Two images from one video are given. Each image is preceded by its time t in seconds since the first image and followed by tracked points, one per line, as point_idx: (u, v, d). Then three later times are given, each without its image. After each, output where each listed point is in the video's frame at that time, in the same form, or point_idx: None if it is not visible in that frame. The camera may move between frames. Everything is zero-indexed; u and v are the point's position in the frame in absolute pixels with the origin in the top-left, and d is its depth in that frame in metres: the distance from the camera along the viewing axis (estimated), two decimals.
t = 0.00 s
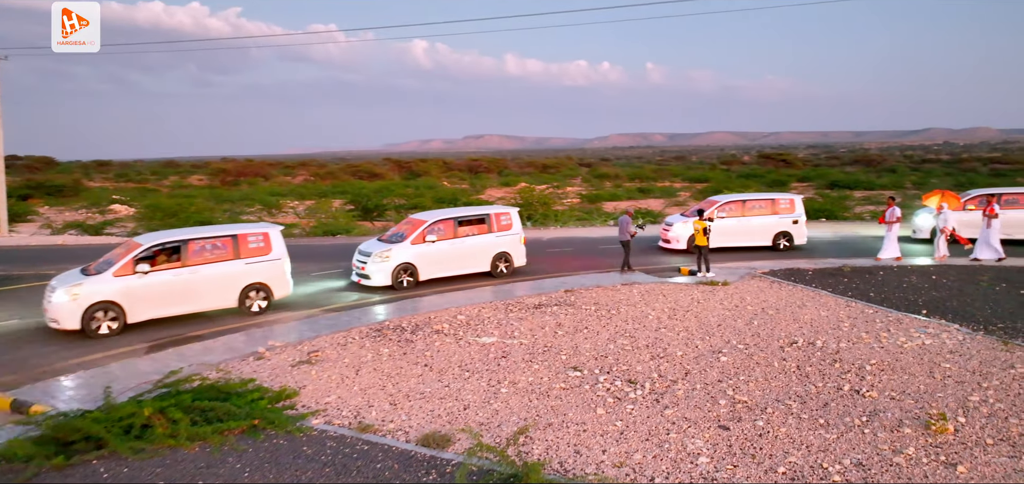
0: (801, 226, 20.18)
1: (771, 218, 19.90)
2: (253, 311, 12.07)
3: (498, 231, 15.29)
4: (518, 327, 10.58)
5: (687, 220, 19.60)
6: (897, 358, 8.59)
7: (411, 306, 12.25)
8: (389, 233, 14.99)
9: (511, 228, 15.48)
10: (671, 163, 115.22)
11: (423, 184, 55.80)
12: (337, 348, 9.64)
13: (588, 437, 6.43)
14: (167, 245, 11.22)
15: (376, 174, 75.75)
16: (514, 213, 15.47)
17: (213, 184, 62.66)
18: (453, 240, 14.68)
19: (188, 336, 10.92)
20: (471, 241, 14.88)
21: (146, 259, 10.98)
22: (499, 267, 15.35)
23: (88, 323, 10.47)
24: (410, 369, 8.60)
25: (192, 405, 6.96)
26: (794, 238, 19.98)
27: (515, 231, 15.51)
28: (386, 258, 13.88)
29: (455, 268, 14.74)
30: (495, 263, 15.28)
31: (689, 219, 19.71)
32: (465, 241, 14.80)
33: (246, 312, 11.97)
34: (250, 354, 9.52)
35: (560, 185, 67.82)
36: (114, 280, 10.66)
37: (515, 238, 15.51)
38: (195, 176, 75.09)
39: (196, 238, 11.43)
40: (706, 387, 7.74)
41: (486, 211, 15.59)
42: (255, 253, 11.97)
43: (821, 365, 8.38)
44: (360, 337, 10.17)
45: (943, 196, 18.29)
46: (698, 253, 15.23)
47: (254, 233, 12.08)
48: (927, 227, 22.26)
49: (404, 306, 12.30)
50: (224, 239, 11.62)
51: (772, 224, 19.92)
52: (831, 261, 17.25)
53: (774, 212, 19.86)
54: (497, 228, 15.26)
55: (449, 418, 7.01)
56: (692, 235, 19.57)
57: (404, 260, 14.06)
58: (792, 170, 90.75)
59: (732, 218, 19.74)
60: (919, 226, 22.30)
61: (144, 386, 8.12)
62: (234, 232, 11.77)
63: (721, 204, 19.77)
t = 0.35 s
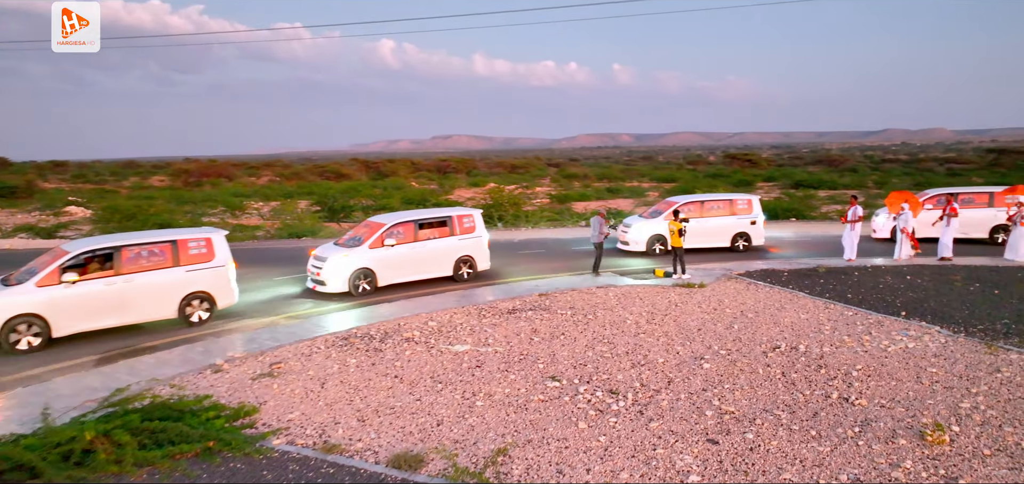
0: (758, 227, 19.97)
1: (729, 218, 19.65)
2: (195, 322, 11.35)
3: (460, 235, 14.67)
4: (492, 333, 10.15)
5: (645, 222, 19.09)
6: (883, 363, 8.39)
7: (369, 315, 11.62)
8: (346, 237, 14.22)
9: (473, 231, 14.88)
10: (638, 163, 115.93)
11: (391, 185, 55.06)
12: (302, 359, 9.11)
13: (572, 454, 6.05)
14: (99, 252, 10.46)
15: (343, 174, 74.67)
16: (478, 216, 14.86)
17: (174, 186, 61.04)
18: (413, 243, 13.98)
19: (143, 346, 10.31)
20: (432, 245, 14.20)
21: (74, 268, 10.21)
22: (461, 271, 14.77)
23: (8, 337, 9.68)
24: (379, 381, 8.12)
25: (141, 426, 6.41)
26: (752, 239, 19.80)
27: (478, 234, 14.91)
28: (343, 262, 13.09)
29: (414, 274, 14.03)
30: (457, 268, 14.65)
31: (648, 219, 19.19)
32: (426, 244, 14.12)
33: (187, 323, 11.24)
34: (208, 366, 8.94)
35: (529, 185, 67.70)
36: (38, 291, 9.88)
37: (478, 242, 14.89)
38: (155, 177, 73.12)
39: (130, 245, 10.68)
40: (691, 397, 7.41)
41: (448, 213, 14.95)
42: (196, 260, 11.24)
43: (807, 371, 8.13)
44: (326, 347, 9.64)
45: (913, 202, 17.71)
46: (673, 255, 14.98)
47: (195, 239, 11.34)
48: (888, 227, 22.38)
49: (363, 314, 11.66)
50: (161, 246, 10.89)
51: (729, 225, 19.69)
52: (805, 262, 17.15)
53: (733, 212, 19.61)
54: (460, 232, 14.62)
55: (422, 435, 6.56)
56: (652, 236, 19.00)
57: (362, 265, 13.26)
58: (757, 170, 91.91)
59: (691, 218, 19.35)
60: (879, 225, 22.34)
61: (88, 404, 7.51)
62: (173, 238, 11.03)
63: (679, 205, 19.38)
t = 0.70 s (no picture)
0: (714, 228, 19.68)
1: (686, 219, 19.30)
2: (124, 335, 10.45)
3: (420, 238, 13.99)
4: (464, 342, 9.67)
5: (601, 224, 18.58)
6: (869, 369, 8.14)
7: (324, 325, 10.92)
8: (299, 242, 13.41)
9: (434, 234, 14.23)
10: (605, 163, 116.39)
11: (357, 185, 54.16)
12: (262, 373, 8.52)
13: (555, 476, 5.62)
14: (13, 261, 9.49)
15: (307, 175, 73.36)
16: (438, 218, 14.19)
17: (131, 187, 59.25)
18: (371, 248, 13.25)
19: (88, 359, 9.59)
20: (390, 249, 13.49)
21: None
22: (422, 276, 14.06)
23: None
24: (344, 397, 7.59)
25: (78, 453, 5.79)
26: (708, 241, 19.55)
27: (438, 237, 14.26)
28: (294, 269, 12.33)
29: (371, 280, 13.30)
30: (417, 273, 13.97)
31: (604, 221, 18.71)
32: (383, 249, 13.41)
33: (114, 337, 10.35)
34: (159, 382, 8.29)
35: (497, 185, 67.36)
36: None
37: (438, 245, 14.24)
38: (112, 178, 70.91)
39: (48, 253, 9.69)
40: (675, 410, 7.03)
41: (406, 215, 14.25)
42: (124, 269, 10.27)
43: (793, 379, 7.83)
44: (287, 359, 9.06)
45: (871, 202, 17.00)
46: (647, 256, 14.64)
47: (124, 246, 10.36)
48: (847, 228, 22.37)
49: (319, 325, 10.94)
50: (85, 254, 9.91)
51: (686, 226, 19.36)
52: (779, 263, 17.00)
53: (690, 213, 19.26)
54: (419, 235, 13.94)
55: (391, 457, 6.06)
56: (609, 238, 18.51)
57: (314, 271, 12.51)
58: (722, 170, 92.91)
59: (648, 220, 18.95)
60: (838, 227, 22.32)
61: (20, 430, 6.83)
62: (98, 245, 10.04)
63: (637, 206, 18.93)
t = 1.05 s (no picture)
0: (675, 230, 19.27)
1: (646, 221, 18.85)
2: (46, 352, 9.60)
3: (382, 242, 13.45)
4: (437, 351, 9.22)
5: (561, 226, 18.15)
6: (857, 375, 7.92)
7: (282, 335, 10.28)
8: (253, 246, 12.71)
9: (396, 238, 13.69)
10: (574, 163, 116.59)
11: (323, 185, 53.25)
12: (222, 387, 7.98)
13: None
14: None
15: (272, 175, 72.00)
16: (401, 221, 13.66)
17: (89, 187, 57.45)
18: (330, 253, 12.66)
19: (30, 375, 8.91)
20: (350, 254, 12.92)
21: None
22: (384, 282, 13.53)
23: None
24: (311, 413, 7.10)
25: None
26: (668, 242, 19.18)
27: (401, 241, 13.74)
28: (248, 276, 11.67)
29: (330, 286, 12.70)
30: (378, 278, 13.42)
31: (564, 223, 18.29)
32: (343, 254, 12.84)
33: (35, 354, 9.50)
34: (108, 400, 7.68)
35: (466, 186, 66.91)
36: None
37: (401, 249, 13.71)
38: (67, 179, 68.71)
39: None
40: (661, 423, 6.68)
41: (367, 218, 13.68)
42: (45, 280, 9.41)
43: (781, 388, 7.56)
44: (249, 372, 8.51)
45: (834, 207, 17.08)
46: (624, 259, 14.34)
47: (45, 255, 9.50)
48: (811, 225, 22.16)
49: (281, 334, 10.34)
50: None
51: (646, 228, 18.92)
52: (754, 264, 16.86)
53: (649, 216, 18.79)
54: (381, 238, 13.40)
55: (362, 482, 5.60)
56: (568, 241, 18.13)
57: (269, 278, 11.86)
58: (690, 170, 93.71)
59: (608, 222, 18.56)
60: (802, 224, 22.14)
61: None
62: (15, 255, 9.17)
63: (596, 208, 18.53)
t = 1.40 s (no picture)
0: (633, 231, 18.82)
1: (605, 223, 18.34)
2: None
3: (339, 247, 12.85)
4: (408, 362, 8.73)
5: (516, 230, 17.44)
6: (845, 383, 7.66)
7: (231, 349, 9.61)
8: (200, 253, 11.99)
9: (354, 242, 13.11)
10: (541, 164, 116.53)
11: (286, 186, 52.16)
12: (176, 405, 7.38)
13: None
14: None
15: (233, 176, 70.38)
16: (359, 225, 13.09)
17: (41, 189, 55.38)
18: (282, 259, 12.02)
19: None
20: (305, 260, 12.30)
21: None
22: (341, 289, 12.94)
23: None
24: (272, 434, 6.56)
25: None
26: (627, 244, 18.73)
27: (359, 245, 13.16)
28: (194, 284, 10.97)
29: (283, 294, 12.07)
30: (336, 285, 12.83)
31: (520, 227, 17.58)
32: (297, 259, 12.21)
33: None
34: (48, 423, 7.02)
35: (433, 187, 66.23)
36: None
37: (359, 254, 13.13)
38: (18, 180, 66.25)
39: None
40: (647, 439, 6.30)
41: (323, 222, 13.06)
42: None
43: (768, 397, 7.25)
44: (205, 388, 7.92)
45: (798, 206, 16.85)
46: (598, 261, 14.01)
47: None
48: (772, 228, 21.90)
49: (237, 346, 9.73)
50: None
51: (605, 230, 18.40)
52: (728, 266, 16.65)
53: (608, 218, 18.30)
54: (337, 243, 12.80)
55: None
56: (526, 245, 17.44)
57: (216, 287, 11.17)
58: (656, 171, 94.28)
59: (565, 225, 17.96)
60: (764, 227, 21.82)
61: None
62: None
63: (554, 210, 17.92)
